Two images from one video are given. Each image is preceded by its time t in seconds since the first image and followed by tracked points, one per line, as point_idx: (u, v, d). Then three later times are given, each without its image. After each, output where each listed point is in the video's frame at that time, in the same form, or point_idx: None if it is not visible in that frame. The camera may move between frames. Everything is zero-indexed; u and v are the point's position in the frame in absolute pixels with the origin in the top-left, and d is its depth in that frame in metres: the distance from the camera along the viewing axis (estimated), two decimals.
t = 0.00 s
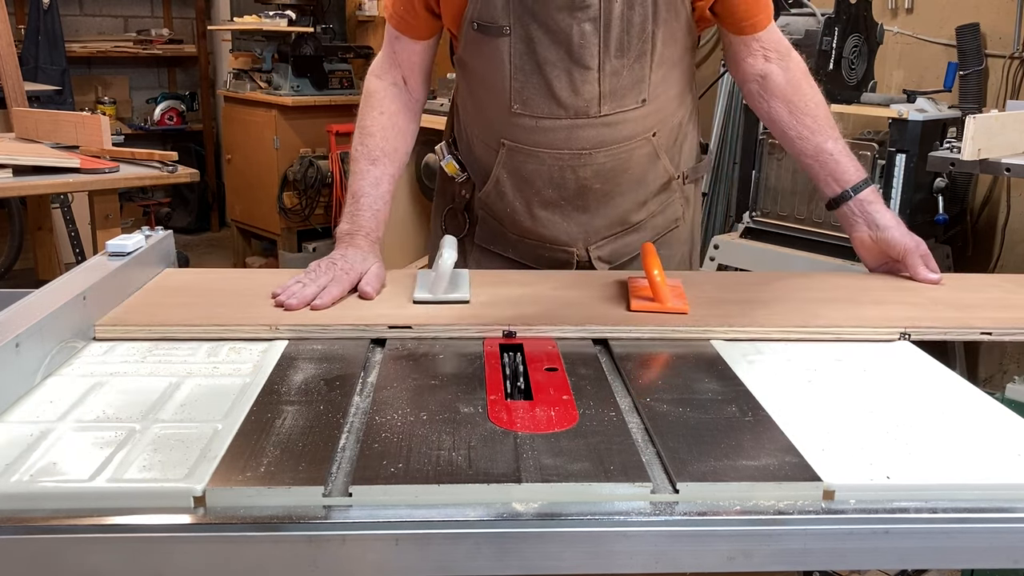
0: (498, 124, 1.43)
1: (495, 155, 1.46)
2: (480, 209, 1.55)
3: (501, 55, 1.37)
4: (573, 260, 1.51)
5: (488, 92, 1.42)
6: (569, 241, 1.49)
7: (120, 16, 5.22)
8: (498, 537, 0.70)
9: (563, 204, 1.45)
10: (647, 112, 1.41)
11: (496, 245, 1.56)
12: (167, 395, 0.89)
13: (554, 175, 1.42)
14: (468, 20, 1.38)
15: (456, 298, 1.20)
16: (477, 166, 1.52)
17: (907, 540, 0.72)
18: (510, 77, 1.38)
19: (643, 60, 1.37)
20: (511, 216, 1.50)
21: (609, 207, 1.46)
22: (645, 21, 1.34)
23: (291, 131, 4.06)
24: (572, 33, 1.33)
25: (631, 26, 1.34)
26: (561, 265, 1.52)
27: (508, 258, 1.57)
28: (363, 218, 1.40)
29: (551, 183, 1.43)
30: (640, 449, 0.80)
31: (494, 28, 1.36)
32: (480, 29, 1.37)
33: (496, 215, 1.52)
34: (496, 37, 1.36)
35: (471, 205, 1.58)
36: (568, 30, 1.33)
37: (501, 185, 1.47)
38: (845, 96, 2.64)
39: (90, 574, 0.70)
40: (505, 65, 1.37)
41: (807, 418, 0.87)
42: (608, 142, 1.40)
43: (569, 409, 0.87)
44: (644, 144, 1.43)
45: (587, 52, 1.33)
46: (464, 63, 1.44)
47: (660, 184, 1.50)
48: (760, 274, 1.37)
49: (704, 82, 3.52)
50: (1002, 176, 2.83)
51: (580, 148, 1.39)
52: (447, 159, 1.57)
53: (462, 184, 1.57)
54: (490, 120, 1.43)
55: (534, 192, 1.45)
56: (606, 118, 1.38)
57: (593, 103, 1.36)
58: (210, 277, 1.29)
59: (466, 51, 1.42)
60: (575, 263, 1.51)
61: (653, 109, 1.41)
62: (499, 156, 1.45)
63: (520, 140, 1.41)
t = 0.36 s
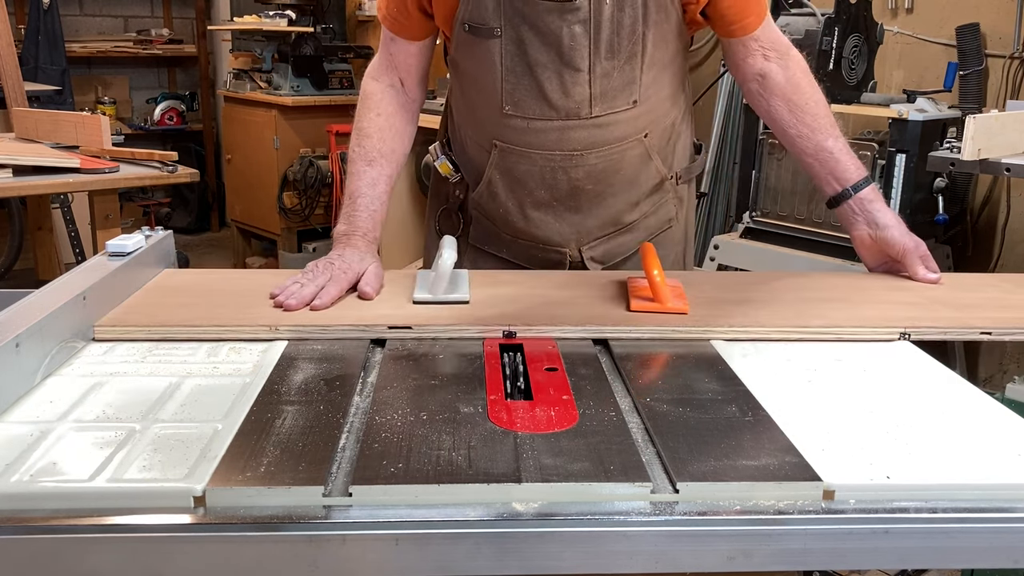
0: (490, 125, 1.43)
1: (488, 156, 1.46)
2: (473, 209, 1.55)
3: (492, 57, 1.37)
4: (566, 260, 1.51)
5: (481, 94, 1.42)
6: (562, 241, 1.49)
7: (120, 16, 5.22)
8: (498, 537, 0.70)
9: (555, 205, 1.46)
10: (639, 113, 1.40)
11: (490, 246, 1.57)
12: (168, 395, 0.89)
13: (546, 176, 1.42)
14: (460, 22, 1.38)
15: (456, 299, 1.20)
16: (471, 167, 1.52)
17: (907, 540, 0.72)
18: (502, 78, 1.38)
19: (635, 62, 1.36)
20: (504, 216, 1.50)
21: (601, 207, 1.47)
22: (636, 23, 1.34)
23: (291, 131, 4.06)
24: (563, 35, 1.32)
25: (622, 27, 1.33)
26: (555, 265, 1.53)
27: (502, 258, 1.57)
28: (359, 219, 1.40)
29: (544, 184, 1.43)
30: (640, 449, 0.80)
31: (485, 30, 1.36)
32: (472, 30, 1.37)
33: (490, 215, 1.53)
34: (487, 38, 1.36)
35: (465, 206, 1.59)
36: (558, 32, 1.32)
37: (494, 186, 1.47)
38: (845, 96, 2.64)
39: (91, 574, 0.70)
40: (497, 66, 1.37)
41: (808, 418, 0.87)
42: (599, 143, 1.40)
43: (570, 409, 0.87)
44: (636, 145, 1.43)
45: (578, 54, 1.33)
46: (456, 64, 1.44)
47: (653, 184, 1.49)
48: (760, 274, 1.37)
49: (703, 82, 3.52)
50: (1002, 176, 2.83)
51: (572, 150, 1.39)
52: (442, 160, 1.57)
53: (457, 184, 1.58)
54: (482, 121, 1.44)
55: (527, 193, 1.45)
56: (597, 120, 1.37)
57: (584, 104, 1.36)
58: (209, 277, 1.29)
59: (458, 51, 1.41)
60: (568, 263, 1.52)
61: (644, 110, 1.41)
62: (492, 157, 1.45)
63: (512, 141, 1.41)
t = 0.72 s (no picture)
0: (495, 123, 1.42)
1: (492, 155, 1.46)
2: (476, 208, 1.55)
3: (498, 55, 1.37)
4: (570, 259, 1.51)
5: (484, 92, 1.42)
6: (566, 240, 1.49)
7: (120, 16, 5.22)
8: (499, 537, 0.70)
9: (560, 203, 1.46)
10: (643, 111, 1.41)
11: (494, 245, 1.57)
12: (167, 395, 0.89)
13: (551, 174, 1.42)
14: (465, 19, 1.37)
15: (456, 299, 1.20)
16: (474, 165, 1.52)
17: (907, 540, 0.72)
18: (507, 76, 1.37)
19: (639, 59, 1.36)
20: (508, 214, 1.50)
21: (605, 205, 1.47)
22: (641, 20, 1.34)
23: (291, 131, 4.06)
24: (569, 32, 1.32)
25: (627, 24, 1.33)
26: (558, 264, 1.52)
27: (505, 257, 1.57)
28: (353, 219, 1.39)
29: (548, 181, 1.43)
30: (640, 449, 0.80)
31: (491, 27, 1.35)
32: (477, 28, 1.36)
33: (494, 214, 1.53)
34: (492, 36, 1.36)
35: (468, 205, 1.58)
36: (564, 29, 1.32)
37: (498, 184, 1.47)
38: (845, 96, 2.64)
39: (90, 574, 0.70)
40: (502, 64, 1.37)
41: (808, 418, 0.87)
42: (604, 141, 1.40)
43: (569, 409, 0.87)
44: (640, 143, 1.43)
45: (584, 51, 1.33)
46: (460, 63, 1.44)
47: (656, 182, 1.50)
48: (759, 274, 1.37)
49: (703, 82, 3.52)
50: (1002, 176, 2.83)
51: (577, 147, 1.39)
52: (445, 159, 1.57)
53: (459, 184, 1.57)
54: (486, 119, 1.43)
55: (531, 191, 1.45)
56: (603, 118, 1.38)
57: (589, 102, 1.36)
58: (210, 277, 1.29)
59: (463, 50, 1.41)
60: (572, 262, 1.52)
61: (649, 108, 1.41)
62: (496, 156, 1.44)
63: (516, 139, 1.41)
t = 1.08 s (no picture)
0: (502, 120, 1.42)
1: (499, 153, 1.46)
2: (482, 207, 1.55)
3: (506, 51, 1.37)
4: (577, 258, 1.51)
5: (492, 90, 1.42)
6: (574, 238, 1.49)
7: (120, 16, 5.22)
8: (498, 537, 0.70)
9: (568, 201, 1.45)
10: (651, 107, 1.41)
11: (500, 245, 1.56)
12: (167, 395, 0.89)
13: (559, 171, 1.42)
14: (473, 17, 1.37)
15: (456, 300, 1.20)
16: (479, 164, 1.51)
17: (906, 540, 0.72)
18: (515, 72, 1.37)
19: (647, 55, 1.37)
20: (515, 213, 1.50)
21: (613, 202, 1.47)
22: (649, 16, 1.34)
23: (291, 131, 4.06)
24: (578, 27, 1.32)
25: (635, 20, 1.34)
26: (564, 262, 1.52)
27: (512, 257, 1.56)
28: (354, 220, 1.38)
29: (556, 178, 1.43)
30: (640, 449, 0.80)
31: (499, 24, 1.36)
32: (485, 25, 1.37)
33: (501, 213, 1.52)
34: (500, 32, 1.36)
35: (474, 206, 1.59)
36: (573, 24, 1.33)
37: (505, 182, 1.47)
38: (845, 96, 2.64)
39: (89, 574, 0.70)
40: (510, 61, 1.37)
41: (808, 418, 0.87)
42: (612, 137, 1.40)
43: (569, 409, 0.87)
44: (647, 140, 1.43)
45: (592, 47, 1.33)
46: (466, 62, 1.44)
47: (663, 180, 1.50)
48: (759, 274, 1.37)
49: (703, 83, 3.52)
50: (1002, 176, 2.83)
51: (585, 144, 1.39)
52: (450, 160, 1.57)
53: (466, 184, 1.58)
54: (494, 116, 1.43)
55: (539, 188, 1.45)
56: (611, 113, 1.38)
57: (597, 98, 1.37)
58: (210, 277, 1.29)
59: (470, 49, 1.41)
60: (579, 260, 1.51)
61: (656, 105, 1.42)
62: (503, 153, 1.44)
63: (524, 136, 1.41)
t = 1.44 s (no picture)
0: (504, 112, 1.42)
1: (500, 145, 1.46)
2: (483, 202, 1.56)
3: (507, 41, 1.36)
4: (577, 251, 1.53)
5: (493, 81, 1.41)
6: (573, 231, 1.50)
7: (120, 16, 5.22)
8: (499, 537, 0.70)
9: (568, 193, 1.46)
10: (652, 99, 1.40)
11: (501, 240, 1.58)
12: (167, 395, 0.89)
13: (560, 163, 1.42)
14: (476, 6, 1.37)
15: (456, 299, 1.19)
16: (480, 157, 1.52)
17: (907, 541, 0.72)
18: (517, 62, 1.37)
19: (649, 45, 1.35)
20: (516, 206, 1.50)
21: (614, 195, 1.47)
22: (650, 6, 1.33)
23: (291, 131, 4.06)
24: (580, 16, 1.31)
25: (637, 9, 1.32)
26: (564, 257, 1.54)
27: (511, 253, 1.58)
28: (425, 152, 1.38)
29: (557, 171, 1.43)
30: (640, 449, 0.80)
31: (502, 13, 1.35)
32: (487, 14, 1.36)
33: (501, 207, 1.53)
34: (502, 22, 1.35)
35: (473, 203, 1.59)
36: (576, 13, 1.31)
37: (506, 174, 1.47)
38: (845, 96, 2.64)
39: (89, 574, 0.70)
40: (512, 51, 1.37)
41: (808, 418, 0.87)
42: (613, 128, 1.39)
43: (569, 409, 0.87)
44: (648, 132, 1.42)
45: (593, 36, 1.32)
46: (468, 53, 1.44)
47: (664, 173, 1.50)
48: (759, 274, 1.37)
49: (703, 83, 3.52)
50: (1002, 176, 2.83)
51: (587, 135, 1.39)
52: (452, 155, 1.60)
53: (466, 181, 1.59)
54: (496, 107, 1.43)
55: (540, 181, 1.45)
56: (612, 104, 1.37)
57: (598, 88, 1.36)
58: (210, 277, 1.29)
59: (473, 39, 1.41)
60: (579, 256, 1.54)
61: (658, 96, 1.41)
62: (505, 145, 1.44)
63: (525, 128, 1.41)
